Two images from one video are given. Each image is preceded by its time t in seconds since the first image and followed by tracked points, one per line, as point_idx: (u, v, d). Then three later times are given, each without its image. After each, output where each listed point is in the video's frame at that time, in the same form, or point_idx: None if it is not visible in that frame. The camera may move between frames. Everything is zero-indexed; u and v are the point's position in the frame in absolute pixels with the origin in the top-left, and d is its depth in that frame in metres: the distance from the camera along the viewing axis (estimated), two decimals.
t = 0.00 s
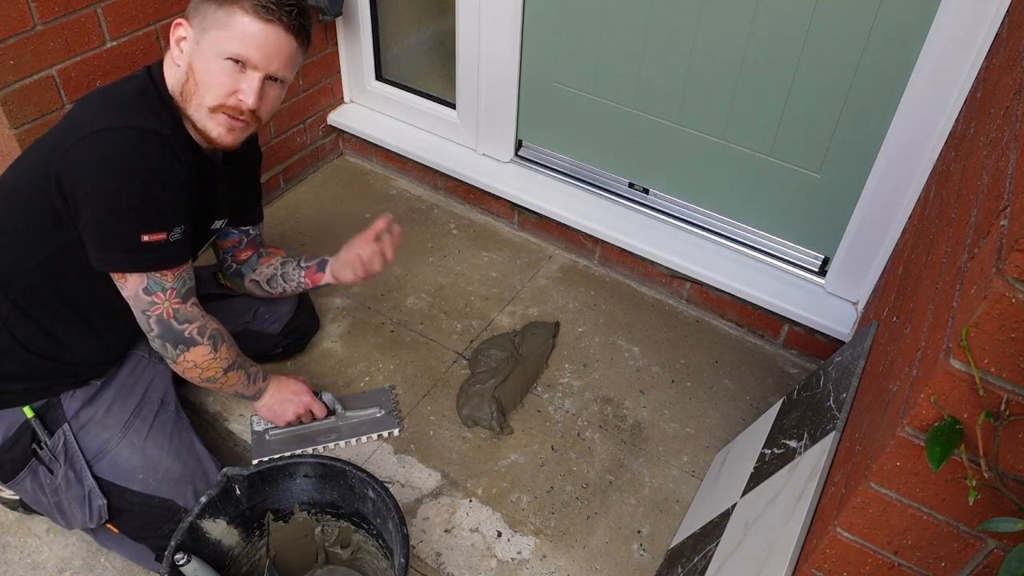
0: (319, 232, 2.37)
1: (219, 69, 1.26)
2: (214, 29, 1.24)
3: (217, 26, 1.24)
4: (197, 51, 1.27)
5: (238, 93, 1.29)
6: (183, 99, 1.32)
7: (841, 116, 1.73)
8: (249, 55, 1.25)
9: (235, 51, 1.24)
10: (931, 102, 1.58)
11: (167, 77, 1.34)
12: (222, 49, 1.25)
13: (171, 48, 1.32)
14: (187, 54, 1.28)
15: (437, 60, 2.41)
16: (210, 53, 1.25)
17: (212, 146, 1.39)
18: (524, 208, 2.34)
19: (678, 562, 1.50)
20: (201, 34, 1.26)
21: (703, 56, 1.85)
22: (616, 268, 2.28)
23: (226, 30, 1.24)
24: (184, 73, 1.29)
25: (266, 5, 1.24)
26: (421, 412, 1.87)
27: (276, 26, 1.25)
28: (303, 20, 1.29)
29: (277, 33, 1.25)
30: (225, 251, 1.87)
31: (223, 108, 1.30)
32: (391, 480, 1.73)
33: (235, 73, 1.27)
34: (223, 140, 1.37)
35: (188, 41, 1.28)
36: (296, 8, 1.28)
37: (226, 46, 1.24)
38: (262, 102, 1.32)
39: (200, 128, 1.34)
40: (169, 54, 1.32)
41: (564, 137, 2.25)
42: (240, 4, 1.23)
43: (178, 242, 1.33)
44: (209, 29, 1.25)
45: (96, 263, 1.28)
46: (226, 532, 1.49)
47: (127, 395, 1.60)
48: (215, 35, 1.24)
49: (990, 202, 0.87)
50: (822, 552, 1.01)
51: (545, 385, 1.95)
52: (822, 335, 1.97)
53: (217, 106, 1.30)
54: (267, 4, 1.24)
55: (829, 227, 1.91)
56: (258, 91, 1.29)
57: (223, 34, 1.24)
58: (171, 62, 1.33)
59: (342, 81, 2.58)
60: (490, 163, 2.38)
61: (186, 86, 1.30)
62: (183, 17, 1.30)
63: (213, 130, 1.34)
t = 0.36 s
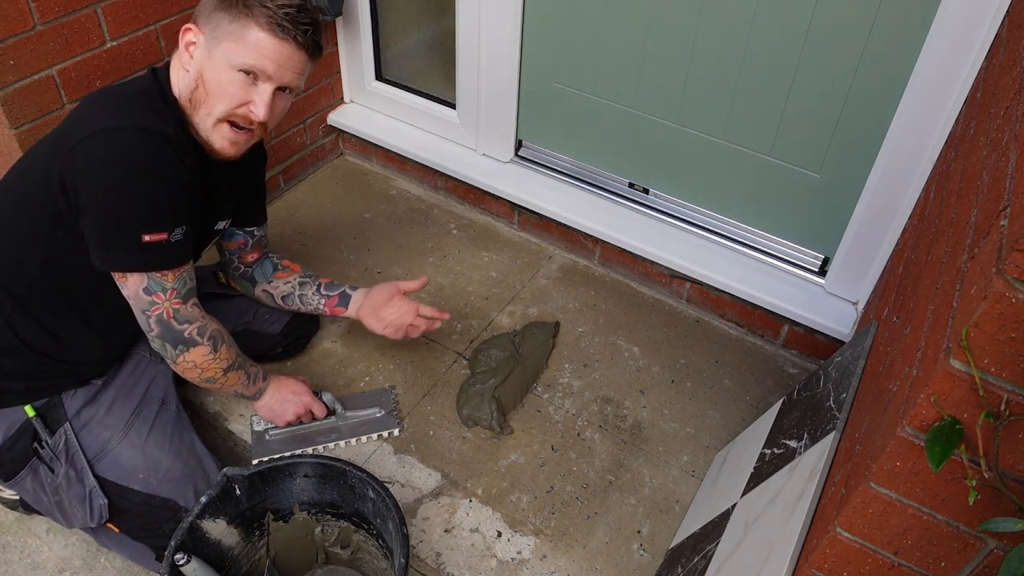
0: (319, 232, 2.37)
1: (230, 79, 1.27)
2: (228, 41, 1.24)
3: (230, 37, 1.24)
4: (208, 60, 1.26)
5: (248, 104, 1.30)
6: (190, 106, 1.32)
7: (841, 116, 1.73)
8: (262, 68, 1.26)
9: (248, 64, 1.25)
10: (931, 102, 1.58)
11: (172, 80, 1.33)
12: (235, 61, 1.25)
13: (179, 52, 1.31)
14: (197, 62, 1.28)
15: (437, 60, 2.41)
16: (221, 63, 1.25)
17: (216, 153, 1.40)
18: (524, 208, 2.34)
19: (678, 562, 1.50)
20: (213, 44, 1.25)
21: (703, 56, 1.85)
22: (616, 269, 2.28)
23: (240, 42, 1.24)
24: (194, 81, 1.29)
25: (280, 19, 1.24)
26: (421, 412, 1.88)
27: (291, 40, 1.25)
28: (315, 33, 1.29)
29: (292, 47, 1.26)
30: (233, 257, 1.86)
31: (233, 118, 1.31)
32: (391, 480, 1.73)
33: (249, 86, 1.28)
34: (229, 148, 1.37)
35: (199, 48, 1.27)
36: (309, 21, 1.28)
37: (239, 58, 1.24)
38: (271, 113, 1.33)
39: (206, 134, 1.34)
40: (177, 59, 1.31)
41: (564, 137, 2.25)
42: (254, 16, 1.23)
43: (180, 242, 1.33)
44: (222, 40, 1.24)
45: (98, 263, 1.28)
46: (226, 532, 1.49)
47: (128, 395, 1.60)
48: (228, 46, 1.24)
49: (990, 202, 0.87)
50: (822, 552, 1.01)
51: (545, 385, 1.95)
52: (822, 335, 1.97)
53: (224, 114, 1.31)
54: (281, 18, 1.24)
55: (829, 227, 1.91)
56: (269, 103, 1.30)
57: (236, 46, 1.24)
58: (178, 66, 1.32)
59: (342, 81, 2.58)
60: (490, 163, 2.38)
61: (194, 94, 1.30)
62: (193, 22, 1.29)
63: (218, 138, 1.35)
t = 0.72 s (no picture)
0: (319, 232, 2.37)
1: (251, 104, 1.28)
2: (250, 67, 1.24)
3: (253, 64, 1.24)
4: (228, 84, 1.26)
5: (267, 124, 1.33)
6: (207, 122, 1.33)
7: (840, 116, 1.73)
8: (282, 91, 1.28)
9: (270, 89, 1.26)
10: (931, 102, 1.58)
11: (180, 92, 1.32)
12: (259, 87, 1.26)
13: (187, 67, 1.29)
14: (214, 83, 1.27)
15: (437, 60, 2.41)
16: (242, 86, 1.26)
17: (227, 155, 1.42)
18: (524, 208, 2.34)
19: (678, 562, 1.50)
20: (234, 69, 1.25)
21: (704, 56, 1.85)
22: (616, 269, 2.28)
23: (263, 69, 1.24)
24: (211, 101, 1.29)
25: (302, 46, 1.24)
26: (421, 412, 1.88)
27: (312, 64, 1.27)
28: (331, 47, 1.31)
29: (311, 69, 1.28)
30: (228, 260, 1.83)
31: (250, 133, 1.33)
32: (391, 480, 1.73)
33: (270, 107, 1.30)
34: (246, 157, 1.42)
35: (216, 69, 1.26)
36: (325, 38, 1.29)
37: (263, 85, 1.25)
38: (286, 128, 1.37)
39: (223, 145, 1.37)
40: (186, 74, 1.29)
41: (564, 137, 2.25)
42: (276, 43, 1.23)
43: (175, 248, 1.32)
44: (244, 65, 1.24)
45: (91, 269, 1.27)
46: (226, 532, 1.49)
47: (127, 395, 1.60)
48: (249, 72, 1.24)
49: (990, 202, 0.87)
50: (822, 552, 1.01)
51: (544, 385, 1.95)
52: (821, 335, 1.97)
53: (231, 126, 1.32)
54: (303, 44, 1.24)
55: (828, 227, 1.91)
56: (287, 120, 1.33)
57: (258, 72, 1.24)
58: (188, 80, 1.30)
59: (342, 81, 2.58)
60: (490, 163, 2.38)
61: (213, 113, 1.30)
62: (203, 40, 1.25)
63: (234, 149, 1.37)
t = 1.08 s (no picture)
0: (319, 232, 2.37)
1: (280, 117, 1.33)
2: (285, 86, 1.28)
3: (283, 82, 1.28)
4: (260, 103, 1.30)
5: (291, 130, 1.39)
6: (233, 135, 1.35)
7: (840, 116, 1.73)
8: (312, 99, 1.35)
9: (298, 101, 1.32)
10: (931, 102, 1.58)
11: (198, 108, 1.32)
12: (292, 102, 1.31)
13: (208, 87, 1.28)
14: (244, 103, 1.29)
15: (437, 60, 2.41)
16: (276, 104, 1.30)
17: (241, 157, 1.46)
18: (524, 208, 2.34)
19: (678, 562, 1.50)
20: (267, 90, 1.28)
21: (704, 56, 1.85)
22: (616, 269, 2.28)
23: (297, 86, 1.29)
24: (242, 118, 1.32)
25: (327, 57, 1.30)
26: (421, 412, 1.88)
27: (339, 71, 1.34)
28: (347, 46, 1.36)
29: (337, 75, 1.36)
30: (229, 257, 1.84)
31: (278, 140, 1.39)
32: (391, 480, 1.73)
33: (299, 116, 1.36)
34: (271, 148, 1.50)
35: (243, 90, 1.28)
36: (342, 40, 1.34)
37: (296, 99, 1.31)
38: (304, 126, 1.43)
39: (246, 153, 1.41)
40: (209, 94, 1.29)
41: (564, 137, 2.25)
42: (308, 60, 1.28)
43: (167, 271, 1.31)
44: (277, 85, 1.28)
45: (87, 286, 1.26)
46: (226, 532, 1.49)
47: (130, 395, 1.60)
48: (280, 90, 1.28)
49: (990, 202, 0.87)
50: (822, 552, 1.01)
51: (544, 385, 1.95)
52: (821, 335, 1.97)
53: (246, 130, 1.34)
54: (331, 55, 1.30)
55: (828, 227, 1.91)
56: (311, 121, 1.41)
57: (287, 88, 1.29)
58: (209, 98, 1.30)
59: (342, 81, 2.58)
60: (490, 163, 2.38)
61: (242, 129, 1.34)
62: (228, 64, 1.25)
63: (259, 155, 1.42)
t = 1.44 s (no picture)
0: (318, 232, 2.37)
1: (275, 112, 1.33)
2: (274, 83, 1.28)
3: (273, 77, 1.27)
4: (252, 100, 1.30)
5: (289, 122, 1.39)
6: (232, 133, 1.37)
7: (841, 117, 1.73)
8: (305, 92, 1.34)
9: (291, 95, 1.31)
10: (930, 102, 1.59)
11: (194, 109, 1.33)
12: (285, 96, 1.31)
13: (200, 89, 1.29)
14: (237, 101, 1.30)
15: (437, 60, 2.41)
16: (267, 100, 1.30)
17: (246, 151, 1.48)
18: (524, 208, 2.34)
19: (678, 562, 1.50)
20: (257, 87, 1.28)
21: (704, 57, 1.85)
22: (616, 269, 2.28)
23: (287, 81, 1.29)
24: (237, 116, 1.32)
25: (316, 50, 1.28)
26: (421, 412, 1.88)
27: (331, 62, 1.32)
28: (339, 34, 1.33)
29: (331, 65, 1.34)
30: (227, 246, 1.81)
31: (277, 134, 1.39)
32: (391, 480, 1.73)
33: (294, 109, 1.36)
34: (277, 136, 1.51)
35: (235, 88, 1.28)
36: (332, 29, 1.31)
37: (288, 94, 1.31)
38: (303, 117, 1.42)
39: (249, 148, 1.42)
40: (201, 95, 1.30)
41: (564, 137, 2.25)
42: (295, 55, 1.26)
43: (212, 275, 1.32)
44: (267, 82, 1.27)
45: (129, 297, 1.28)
46: (226, 532, 1.49)
47: (132, 394, 1.60)
48: (271, 85, 1.28)
49: (990, 202, 0.87)
50: (822, 552, 1.01)
51: (545, 385, 1.95)
52: (821, 335, 1.97)
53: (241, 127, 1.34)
54: (320, 48, 1.28)
55: (829, 227, 1.91)
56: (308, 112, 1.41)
57: (278, 83, 1.28)
58: (204, 100, 1.31)
59: (342, 82, 2.58)
60: (490, 163, 2.38)
61: (239, 127, 1.34)
62: (214, 65, 1.25)
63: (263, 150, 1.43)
